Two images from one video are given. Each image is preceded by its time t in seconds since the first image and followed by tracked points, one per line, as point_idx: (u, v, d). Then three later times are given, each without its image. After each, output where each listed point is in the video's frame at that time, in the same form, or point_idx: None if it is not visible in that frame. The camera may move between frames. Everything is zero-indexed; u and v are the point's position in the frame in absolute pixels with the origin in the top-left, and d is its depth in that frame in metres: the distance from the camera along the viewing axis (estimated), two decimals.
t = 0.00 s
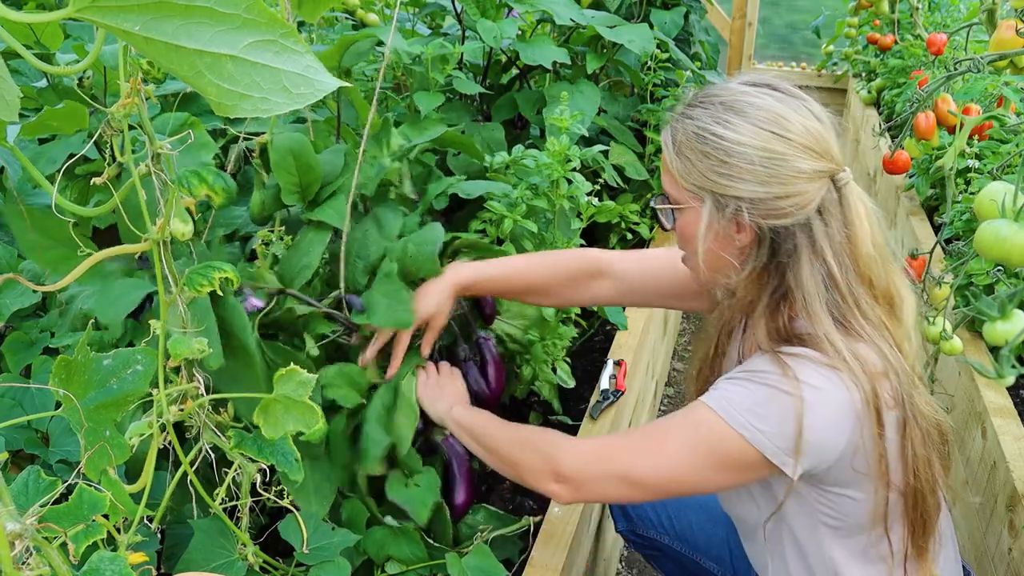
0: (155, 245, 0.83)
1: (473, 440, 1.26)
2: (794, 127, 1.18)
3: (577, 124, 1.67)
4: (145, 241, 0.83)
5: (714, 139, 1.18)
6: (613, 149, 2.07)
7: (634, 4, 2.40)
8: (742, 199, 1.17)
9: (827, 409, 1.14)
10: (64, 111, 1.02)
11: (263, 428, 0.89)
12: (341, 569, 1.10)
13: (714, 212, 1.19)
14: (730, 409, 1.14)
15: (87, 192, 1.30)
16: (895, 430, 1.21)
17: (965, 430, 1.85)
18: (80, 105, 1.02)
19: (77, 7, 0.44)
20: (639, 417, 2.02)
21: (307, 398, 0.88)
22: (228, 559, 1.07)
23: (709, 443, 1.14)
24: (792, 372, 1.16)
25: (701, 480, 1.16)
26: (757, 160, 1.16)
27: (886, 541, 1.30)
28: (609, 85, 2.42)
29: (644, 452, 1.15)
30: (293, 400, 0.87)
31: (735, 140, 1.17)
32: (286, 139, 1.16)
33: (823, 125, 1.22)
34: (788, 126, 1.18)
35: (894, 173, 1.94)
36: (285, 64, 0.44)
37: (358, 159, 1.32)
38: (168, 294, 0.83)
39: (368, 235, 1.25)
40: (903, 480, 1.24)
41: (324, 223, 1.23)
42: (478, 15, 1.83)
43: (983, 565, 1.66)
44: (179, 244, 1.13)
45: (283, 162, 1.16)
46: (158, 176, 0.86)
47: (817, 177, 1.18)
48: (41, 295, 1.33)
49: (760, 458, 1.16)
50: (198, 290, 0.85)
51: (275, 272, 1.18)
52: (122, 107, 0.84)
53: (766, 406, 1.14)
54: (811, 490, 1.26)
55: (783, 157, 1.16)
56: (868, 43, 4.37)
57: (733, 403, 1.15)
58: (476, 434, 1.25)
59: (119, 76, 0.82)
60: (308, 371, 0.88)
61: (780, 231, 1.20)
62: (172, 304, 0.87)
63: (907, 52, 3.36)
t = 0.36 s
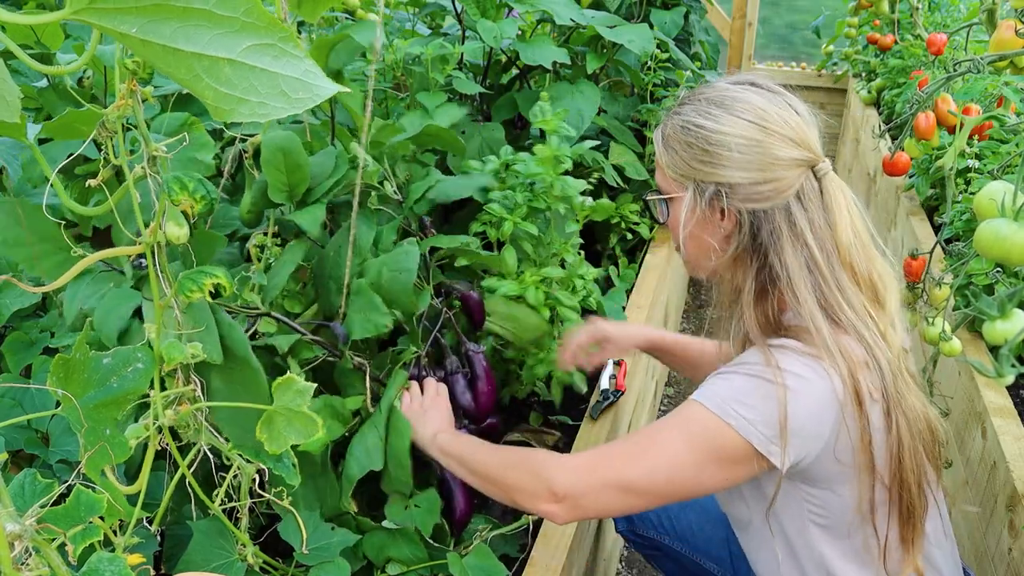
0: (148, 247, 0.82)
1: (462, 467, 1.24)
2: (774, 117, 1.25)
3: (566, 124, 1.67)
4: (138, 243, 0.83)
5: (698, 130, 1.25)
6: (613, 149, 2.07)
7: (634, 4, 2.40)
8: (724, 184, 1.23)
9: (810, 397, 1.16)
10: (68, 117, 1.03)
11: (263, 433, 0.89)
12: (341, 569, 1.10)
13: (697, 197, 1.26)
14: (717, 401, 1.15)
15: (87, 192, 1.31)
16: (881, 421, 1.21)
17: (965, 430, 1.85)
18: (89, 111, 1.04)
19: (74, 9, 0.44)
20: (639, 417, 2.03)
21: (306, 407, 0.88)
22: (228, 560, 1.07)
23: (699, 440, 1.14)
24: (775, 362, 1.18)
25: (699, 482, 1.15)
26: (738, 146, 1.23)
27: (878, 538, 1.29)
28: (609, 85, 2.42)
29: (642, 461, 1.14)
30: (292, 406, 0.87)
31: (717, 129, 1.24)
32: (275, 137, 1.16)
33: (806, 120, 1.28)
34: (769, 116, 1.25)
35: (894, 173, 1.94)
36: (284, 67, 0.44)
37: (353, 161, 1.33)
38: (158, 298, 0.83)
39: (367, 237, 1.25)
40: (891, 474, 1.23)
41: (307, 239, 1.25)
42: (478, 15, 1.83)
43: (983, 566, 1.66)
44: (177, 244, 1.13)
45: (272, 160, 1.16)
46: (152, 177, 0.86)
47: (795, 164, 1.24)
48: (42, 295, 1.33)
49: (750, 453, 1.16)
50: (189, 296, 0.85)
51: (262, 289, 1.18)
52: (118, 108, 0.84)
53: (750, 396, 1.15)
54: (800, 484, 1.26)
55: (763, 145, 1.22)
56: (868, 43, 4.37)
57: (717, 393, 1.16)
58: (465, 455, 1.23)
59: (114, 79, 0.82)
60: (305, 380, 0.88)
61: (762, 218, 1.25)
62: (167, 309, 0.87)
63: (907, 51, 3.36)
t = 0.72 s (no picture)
0: (151, 247, 0.83)
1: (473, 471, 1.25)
2: (777, 102, 1.28)
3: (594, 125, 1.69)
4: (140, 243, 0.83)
5: (708, 115, 1.30)
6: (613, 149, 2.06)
7: (634, 4, 2.40)
8: (729, 161, 1.27)
9: (810, 366, 1.17)
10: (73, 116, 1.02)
11: (263, 434, 0.89)
12: (341, 569, 1.10)
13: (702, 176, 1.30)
14: (718, 372, 1.16)
15: (87, 192, 1.31)
16: (884, 395, 1.22)
17: (965, 429, 1.85)
18: (90, 110, 1.02)
19: (73, 7, 0.44)
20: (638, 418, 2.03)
21: (309, 408, 0.88)
22: (228, 560, 1.07)
23: (701, 412, 1.15)
24: (776, 333, 1.20)
25: (708, 456, 1.16)
26: (740, 126, 1.26)
27: (881, 515, 1.29)
28: (609, 85, 2.42)
29: (649, 435, 1.15)
30: (293, 407, 0.87)
31: (722, 113, 1.28)
32: (277, 136, 1.16)
33: (813, 108, 1.31)
34: (772, 101, 1.28)
35: (894, 173, 1.94)
36: (283, 65, 0.44)
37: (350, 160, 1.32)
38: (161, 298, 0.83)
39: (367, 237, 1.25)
40: (892, 447, 1.23)
41: (304, 240, 1.25)
42: (478, 15, 1.83)
43: (983, 565, 1.65)
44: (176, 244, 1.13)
45: (272, 159, 1.16)
46: (153, 176, 0.86)
47: (796, 144, 1.27)
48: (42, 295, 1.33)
49: (755, 424, 1.17)
50: (192, 295, 0.84)
51: (261, 289, 1.18)
52: (119, 108, 0.84)
53: (751, 364, 1.16)
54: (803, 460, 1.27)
55: (769, 126, 1.26)
56: (868, 43, 4.37)
57: (720, 364, 1.18)
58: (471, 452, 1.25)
59: (114, 78, 0.82)
60: (308, 382, 0.88)
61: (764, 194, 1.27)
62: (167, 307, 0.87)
63: (907, 51, 3.36)
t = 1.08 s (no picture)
0: (151, 247, 0.83)
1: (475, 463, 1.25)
2: (792, 97, 1.30)
3: (588, 124, 1.68)
4: (139, 244, 0.82)
5: (726, 109, 1.31)
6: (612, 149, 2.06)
7: (634, 4, 2.41)
8: (746, 152, 1.28)
9: (813, 347, 1.18)
10: (75, 114, 1.03)
11: (263, 434, 0.88)
12: (341, 569, 1.10)
13: (718, 166, 1.31)
14: (725, 354, 1.17)
15: (87, 192, 1.31)
16: (887, 380, 1.22)
17: (965, 429, 1.85)
18: (90, 109, 1.03)
19: (77, 6, 0.44)
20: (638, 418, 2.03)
21: (308, 408, 0.87)
22: (228, 560, 1.07)
23: (707, 396, 1.15)
24: (779, 315, 1.20)
25: (712, 438, 1.16)
26: (756, 119, 1.28)
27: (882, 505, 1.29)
28: (609, 85, 2.42)
29: (653, 416, 1.15)
30: (293, 408, 0.87)
31: (738, 106, 1.30)
32: (275, 136, 1.15)
33: (827, 106, 1.33)
34: (788, 96, 1.30)
35: (894, 173, 1.94)
36: (287, 62, 0.44)
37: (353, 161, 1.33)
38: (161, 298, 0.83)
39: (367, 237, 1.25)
40: (896, 438, 1.23)
41: (302, 242, 1.23)
42: (478, 15, 1.83)
43: (983, 565, 1.65)
44: (176, 244, 1.13)
45: (272, 159, 1.16)
46: (153, 177, 0.86)
47: (810, 137, 1.28)
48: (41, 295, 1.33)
49: (758, 405, 1.17)
50: (192, 295, 0.84)
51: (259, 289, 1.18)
52: (120, 108, 0.84)
53: (753, 345, 1.17)
54: (806, 446, 1.27)
55: (785, 120, 1.27)
56: (868, 43, 4.37)
57: (724, 345, 1.19)
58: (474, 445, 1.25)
59: (115, 78, 0.82)
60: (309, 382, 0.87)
61: (777, 182, 1.28)
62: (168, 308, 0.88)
63: (907, 51, 3.37)
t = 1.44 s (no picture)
0: (152, 247, 0.82)
1: (480, 463, 1.25)
2: (806, 97, 1.30)
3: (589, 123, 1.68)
4: (140, 244, 0.82)
5: (738, 107, 1.31)
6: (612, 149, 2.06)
7: (634, 4, 2.40)
8: (759, 152, 1.28)
9: (819, 348, 1.18)
10: (74, 116, 1.03)
11: (263, 436, 0.88)
12: (341, 569, 1.10)
13: (732, 166, 1.30)
14: (729, 355, 1.17)
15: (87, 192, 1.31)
16: (891, 382, 1.23)
17: (966, 429, 1.85)
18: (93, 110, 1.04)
19: (71, 9, 0.44)
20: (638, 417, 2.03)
21: (309, 411, 0.87)
22: (228, 560, 1.07)
23: (711, 396, 1.15)
24: (785, 317, 1.20)
25: (718, 440, 1.16)
26: (772, 119, 1.28)
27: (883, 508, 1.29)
28: (609, 86, 2.42)
29: (659, 419, 1.15)
30: (294, 409, 0.86)
31: (752, 105, 1.30)
32: (277, 137, 1.15)
33: (837, 106, 1.34)
34: (801, 96, 1.30)
35: (894, 173, 1.94)
36: (281, 66, 0.44)
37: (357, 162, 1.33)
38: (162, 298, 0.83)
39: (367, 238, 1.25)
40: (901, 440, 1.25)
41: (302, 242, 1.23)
42: (478, 15, 1.83)
43: (983, 565, 1.65)
44: (176, 244, 1.13)
45: (272, 160, 1.15)
46: (155, 176, 0.86)
47: (823, 138, 1.29)
48: (41, 295, 1.33)
49: (764, 408, 1.17)
50: (193, 296, 0.84)
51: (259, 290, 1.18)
52: (120, 108, 0.84)
53: (758, 347, 1.17)
54: (809, 448, 1.27)
55: (798, 121, 1.28)
56: (868, 43, 4.37)
57: (730, 347, 1.19)
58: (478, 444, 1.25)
59: (115, 78, 0.82)
60: (309, 384, 0.87)
61: (791, 184, 1.29)
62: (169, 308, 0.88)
63: (907, 51, 3.37)
